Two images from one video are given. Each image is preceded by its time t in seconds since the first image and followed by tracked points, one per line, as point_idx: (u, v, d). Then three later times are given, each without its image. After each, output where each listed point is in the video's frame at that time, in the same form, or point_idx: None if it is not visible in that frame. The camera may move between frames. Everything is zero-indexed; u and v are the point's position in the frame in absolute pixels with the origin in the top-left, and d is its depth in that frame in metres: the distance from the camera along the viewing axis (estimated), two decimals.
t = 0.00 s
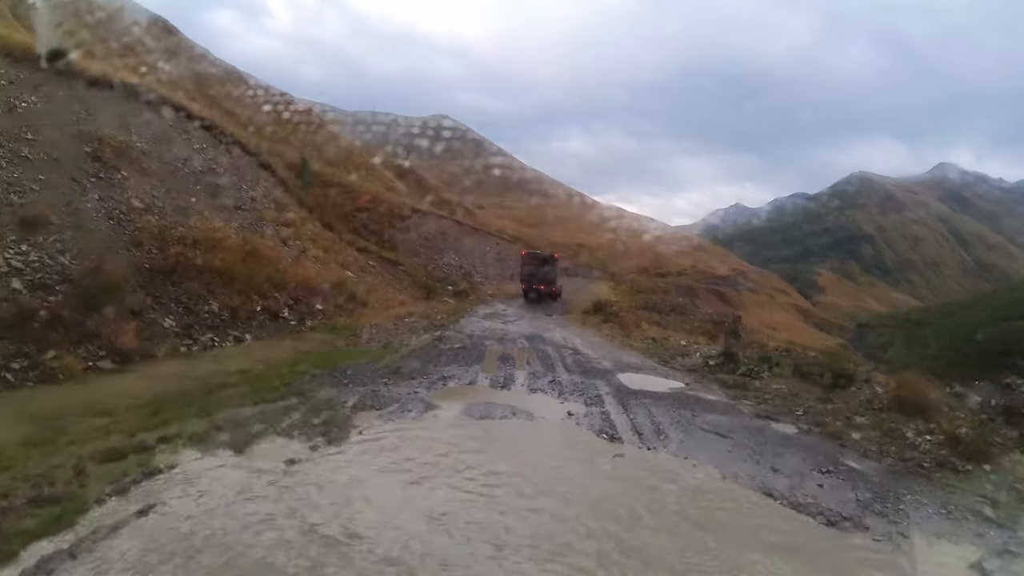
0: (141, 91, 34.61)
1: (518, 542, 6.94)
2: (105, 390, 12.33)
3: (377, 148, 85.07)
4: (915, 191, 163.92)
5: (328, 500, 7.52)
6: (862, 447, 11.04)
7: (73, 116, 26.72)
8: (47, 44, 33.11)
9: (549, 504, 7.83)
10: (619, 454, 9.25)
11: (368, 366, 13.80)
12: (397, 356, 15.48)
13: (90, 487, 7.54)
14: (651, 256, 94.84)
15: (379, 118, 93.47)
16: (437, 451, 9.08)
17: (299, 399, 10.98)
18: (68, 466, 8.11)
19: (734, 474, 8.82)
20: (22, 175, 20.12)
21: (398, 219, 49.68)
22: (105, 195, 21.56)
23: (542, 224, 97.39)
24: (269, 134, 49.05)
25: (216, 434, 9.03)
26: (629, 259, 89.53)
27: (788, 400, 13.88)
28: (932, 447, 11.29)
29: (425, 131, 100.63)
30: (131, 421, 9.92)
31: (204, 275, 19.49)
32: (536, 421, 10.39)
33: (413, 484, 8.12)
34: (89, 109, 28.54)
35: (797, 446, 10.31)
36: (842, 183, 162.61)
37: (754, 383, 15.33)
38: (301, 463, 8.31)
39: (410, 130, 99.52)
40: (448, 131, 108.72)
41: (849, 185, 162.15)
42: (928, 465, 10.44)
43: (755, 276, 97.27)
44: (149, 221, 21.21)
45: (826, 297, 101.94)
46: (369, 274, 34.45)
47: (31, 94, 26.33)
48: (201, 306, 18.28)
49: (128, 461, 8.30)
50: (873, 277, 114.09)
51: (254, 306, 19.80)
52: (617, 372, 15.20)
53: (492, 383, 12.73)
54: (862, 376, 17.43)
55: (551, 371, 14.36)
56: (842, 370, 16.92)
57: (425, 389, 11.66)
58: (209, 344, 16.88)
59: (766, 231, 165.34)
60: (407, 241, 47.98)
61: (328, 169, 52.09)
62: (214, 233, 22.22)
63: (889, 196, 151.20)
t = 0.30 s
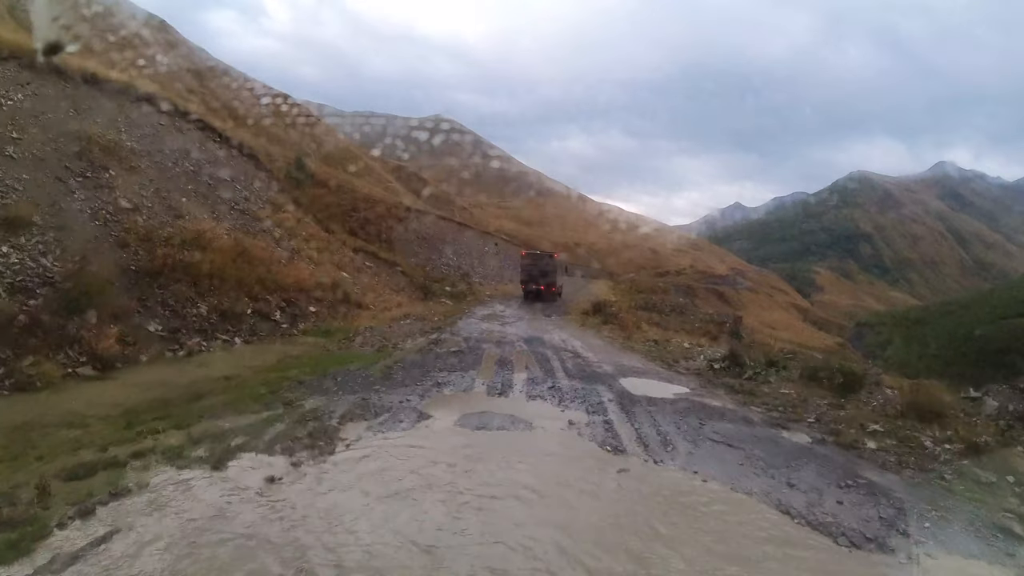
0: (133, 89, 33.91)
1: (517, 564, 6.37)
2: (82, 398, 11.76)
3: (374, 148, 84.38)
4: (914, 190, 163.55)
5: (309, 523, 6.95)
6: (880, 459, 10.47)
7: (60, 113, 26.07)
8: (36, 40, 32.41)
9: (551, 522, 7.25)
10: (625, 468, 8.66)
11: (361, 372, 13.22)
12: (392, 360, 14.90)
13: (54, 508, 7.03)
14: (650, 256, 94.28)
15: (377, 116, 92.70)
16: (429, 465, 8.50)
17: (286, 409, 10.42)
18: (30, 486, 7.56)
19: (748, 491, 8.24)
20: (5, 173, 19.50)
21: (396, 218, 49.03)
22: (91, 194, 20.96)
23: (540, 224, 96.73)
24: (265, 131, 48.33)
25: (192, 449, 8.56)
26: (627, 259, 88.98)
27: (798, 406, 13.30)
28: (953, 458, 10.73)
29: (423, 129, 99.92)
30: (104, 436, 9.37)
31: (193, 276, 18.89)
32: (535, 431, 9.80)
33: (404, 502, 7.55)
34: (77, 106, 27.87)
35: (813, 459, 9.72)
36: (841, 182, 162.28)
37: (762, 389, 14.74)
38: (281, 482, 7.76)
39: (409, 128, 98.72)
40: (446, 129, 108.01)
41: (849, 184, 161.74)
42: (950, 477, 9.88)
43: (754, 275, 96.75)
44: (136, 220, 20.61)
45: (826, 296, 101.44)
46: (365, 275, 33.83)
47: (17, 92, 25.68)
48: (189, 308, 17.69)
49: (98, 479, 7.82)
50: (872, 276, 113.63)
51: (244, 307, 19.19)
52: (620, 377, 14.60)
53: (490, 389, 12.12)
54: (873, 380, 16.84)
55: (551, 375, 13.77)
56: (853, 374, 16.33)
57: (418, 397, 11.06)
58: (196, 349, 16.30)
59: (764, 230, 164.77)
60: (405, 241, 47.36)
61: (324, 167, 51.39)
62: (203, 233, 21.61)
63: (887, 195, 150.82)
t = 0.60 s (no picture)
0: (127, 88, 33.35)
1: None
2: (62, 405, 11.23)
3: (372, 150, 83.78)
4: (914, 189, 163.06)
5: (291, 548, 6.37)
6: (904, 469, 9.87)
7: (51, 111, 25.49)
8: (27, 40, 31.81)
9: (555, 544, 6.66)
10: (636, 483, 8.07)
11: (355, 377, 12.65)
12: (387, 365, 14.31)
13: (16, 529, 6.61)
14: (650, 257, 93.76)
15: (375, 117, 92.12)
16: (426, 479, 7.95)
17: (275, 417, 9.86)
18: None
19: (769, 506, 7.68)
20: None
21: (395, 218, 48.46)
22: (80, 193, 20.39)
23: (539, 225, 96.24)
24: (262, 130, 47.70)
25: (171, 462, 8.25)
26: (627, 259, 88.50)
27: (814, 413, 12.70)
28: (981, 468, 10.17)
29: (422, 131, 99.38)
30: (78, 448, 8.85)
31: (184, 277, 18.31)
32: (539, 442, 9.20)
33: (399, 523, 6.99)
34: (69, 104, 27.28)
35: (835, 471, 9.16)
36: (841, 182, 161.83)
37: (775, 394, 14.17)
38: (263, 501, 7.23)
39: (407, 131, 98.18)
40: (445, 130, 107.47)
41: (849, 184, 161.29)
42: (980, 490, 9.28)
43: (754, 275, 96.25)
44: (127, 220, 20.03)
45: (827, 296, 100.92)
46: (364, 276, 33.29)
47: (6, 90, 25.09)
48: (179, 310, 17.11)
49: (65, 497, 7.47)
50: (874, 276, 113.13)
51: (238, 309, 18.63)
52: (626, 381, 14.02)
53: (491, 396, 11.55)
54: (888, 385, 16.27)
55: (555, 380, 13.18)
56: (867, 377, 15.77)
57: (415, 404, 10.50)
58: (185, 352, 15.75)
59: (764, 231, 164.21)
60: (404, 241, 46.79)
61: (322, 167, 50.83)
62: (197, 232, 21.04)
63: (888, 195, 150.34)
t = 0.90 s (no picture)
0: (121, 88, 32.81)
1: None
2: (38, 417, 10.72)
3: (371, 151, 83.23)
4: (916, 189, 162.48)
5: None
6: (926, 483, 9.29)
7: (40, 111, 24.94)
8: (19, 39, 31.24)
9: (551, 569, 6.13)
10: (643, 502, 7.47)
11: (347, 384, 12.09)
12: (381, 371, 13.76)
13: None
14: (652, 258, 93.20)
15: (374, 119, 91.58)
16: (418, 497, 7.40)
17: (258, 429, 9.35)
18: None
19: (784, 527, 7.13)
20: None
21: (395, 219, 47.91)
22: (68, 195, 19.86)
23: (540, 227, 95.72)
24: (260, 131, 47.17)
25: (141, 480, 7.83)
26: (629, 260, 87.97)
27: (828, 421, 12.09)
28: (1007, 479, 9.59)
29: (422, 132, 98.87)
30: (47, 466, 8.36)
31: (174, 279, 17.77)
32: (537, 455, 8.63)
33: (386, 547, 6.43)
34: (60, 104, 26.74)
35: (852, 486, 8.60)
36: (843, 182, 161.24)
37: (786, 401, 13.58)
38: (238, 523, 6.71)
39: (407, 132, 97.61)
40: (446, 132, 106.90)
41: (851, 184, 160.69)
42: (1007, 503, 8.69)
43: (756, 276, 95.73)
44: (116, 221, 19.50)
45: (830, 296, 100.18)
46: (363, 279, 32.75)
47: None
48: (168, 314, 16.59)
49: (27, 518, 6.98)
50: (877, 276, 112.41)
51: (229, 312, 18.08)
52: (631, 387, 13.45)
53: (489, 404, 10.98)
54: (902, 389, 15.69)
55: (557, 386, 12.60)
56: (881, 381, 15.19)
57: (407, 415, 9.94)
58: (173, 357, 15.23)
59: (767, 231, 163.45)
60: (404, 242, 46.23)
61: (321, 168, 50.31)
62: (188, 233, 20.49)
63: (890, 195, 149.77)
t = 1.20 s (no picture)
0: (114, 89, 32.25)
1: None
2: (9, 429, 10.25)
3: (369, 153, 82.63)
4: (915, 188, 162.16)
5: None
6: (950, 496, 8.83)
7: (29, 112, 24.38)
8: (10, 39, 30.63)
9: None
10: (652, 521, 6.99)
11: (338, 393, 11.57)
12: (374, 377, 13.24)
13: None
14: (651, 259, 92.83)
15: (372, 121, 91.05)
16: (408, 517, 6.91)
17: (241, 442, 8.85)
18: None
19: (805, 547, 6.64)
20: None
21: (393, 221, 47.40)
22: (54, 197, 19.33)
23: (539, 228, 95.35)
24: (256, 132, 46.60)
25: (111, 500, 7.37)
26: (628, 261, 87.64)
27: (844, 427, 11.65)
28: None
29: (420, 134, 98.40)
30: (14, 484, 7.89)
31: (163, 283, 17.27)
32: (536, 469, 8.13)
33: None
34: (50, 105, 26.17)
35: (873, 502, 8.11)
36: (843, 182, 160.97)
37: (796, 407, 13.07)
38: (210, 547, 6.26)
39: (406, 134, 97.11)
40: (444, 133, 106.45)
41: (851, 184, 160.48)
42: None
43: (756, 276, 95.43)
44: (105, 223, 18.95)
45: (831, 296, 99.66)
46: (362, 282, 32.28)
47: None
48: (156, 319, 16.10)
49: None
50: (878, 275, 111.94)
51: (220, 316, 17.58)
52: (635, 393, 12.93)
53: (485, 412, 10.45)
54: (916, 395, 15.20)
55: (557, 393, 12.07)
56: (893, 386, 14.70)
57: (399, 425, 9.43)
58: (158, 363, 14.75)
59: (767, 231, 162.83)
60: (403, 244, 45.69)
61: (319, 170, 49.79)
62: (179, 234, 19.96)
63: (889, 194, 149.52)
